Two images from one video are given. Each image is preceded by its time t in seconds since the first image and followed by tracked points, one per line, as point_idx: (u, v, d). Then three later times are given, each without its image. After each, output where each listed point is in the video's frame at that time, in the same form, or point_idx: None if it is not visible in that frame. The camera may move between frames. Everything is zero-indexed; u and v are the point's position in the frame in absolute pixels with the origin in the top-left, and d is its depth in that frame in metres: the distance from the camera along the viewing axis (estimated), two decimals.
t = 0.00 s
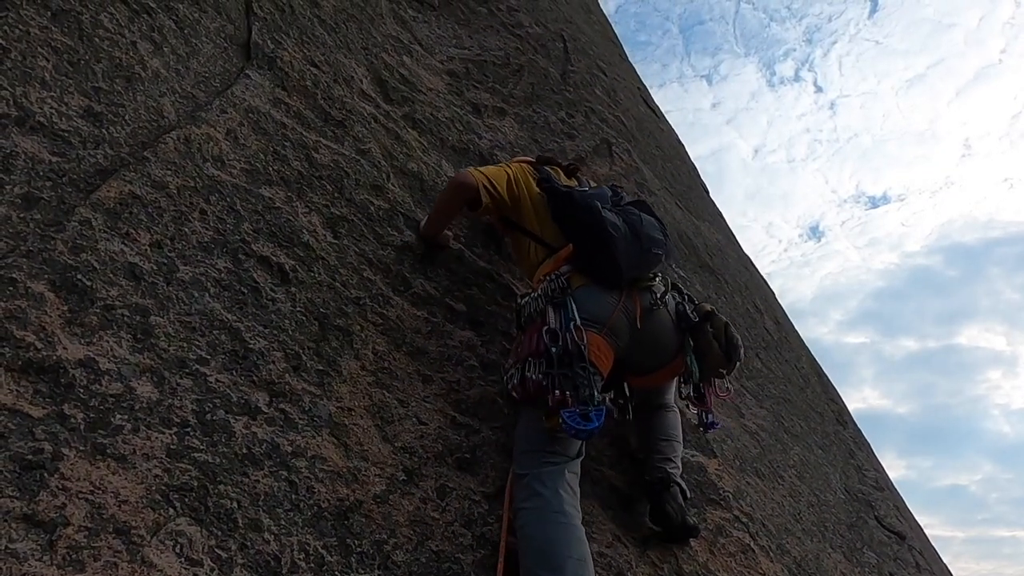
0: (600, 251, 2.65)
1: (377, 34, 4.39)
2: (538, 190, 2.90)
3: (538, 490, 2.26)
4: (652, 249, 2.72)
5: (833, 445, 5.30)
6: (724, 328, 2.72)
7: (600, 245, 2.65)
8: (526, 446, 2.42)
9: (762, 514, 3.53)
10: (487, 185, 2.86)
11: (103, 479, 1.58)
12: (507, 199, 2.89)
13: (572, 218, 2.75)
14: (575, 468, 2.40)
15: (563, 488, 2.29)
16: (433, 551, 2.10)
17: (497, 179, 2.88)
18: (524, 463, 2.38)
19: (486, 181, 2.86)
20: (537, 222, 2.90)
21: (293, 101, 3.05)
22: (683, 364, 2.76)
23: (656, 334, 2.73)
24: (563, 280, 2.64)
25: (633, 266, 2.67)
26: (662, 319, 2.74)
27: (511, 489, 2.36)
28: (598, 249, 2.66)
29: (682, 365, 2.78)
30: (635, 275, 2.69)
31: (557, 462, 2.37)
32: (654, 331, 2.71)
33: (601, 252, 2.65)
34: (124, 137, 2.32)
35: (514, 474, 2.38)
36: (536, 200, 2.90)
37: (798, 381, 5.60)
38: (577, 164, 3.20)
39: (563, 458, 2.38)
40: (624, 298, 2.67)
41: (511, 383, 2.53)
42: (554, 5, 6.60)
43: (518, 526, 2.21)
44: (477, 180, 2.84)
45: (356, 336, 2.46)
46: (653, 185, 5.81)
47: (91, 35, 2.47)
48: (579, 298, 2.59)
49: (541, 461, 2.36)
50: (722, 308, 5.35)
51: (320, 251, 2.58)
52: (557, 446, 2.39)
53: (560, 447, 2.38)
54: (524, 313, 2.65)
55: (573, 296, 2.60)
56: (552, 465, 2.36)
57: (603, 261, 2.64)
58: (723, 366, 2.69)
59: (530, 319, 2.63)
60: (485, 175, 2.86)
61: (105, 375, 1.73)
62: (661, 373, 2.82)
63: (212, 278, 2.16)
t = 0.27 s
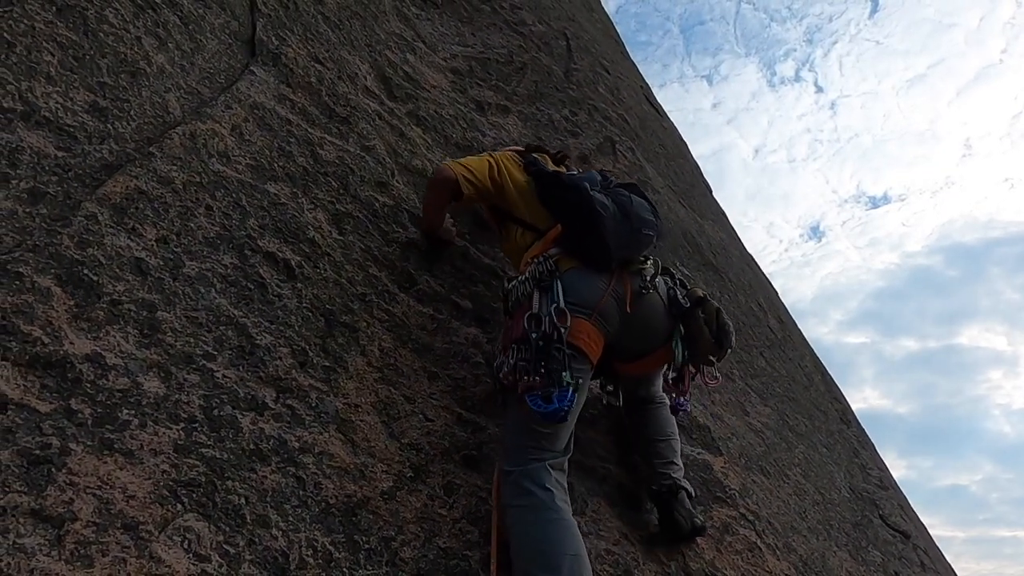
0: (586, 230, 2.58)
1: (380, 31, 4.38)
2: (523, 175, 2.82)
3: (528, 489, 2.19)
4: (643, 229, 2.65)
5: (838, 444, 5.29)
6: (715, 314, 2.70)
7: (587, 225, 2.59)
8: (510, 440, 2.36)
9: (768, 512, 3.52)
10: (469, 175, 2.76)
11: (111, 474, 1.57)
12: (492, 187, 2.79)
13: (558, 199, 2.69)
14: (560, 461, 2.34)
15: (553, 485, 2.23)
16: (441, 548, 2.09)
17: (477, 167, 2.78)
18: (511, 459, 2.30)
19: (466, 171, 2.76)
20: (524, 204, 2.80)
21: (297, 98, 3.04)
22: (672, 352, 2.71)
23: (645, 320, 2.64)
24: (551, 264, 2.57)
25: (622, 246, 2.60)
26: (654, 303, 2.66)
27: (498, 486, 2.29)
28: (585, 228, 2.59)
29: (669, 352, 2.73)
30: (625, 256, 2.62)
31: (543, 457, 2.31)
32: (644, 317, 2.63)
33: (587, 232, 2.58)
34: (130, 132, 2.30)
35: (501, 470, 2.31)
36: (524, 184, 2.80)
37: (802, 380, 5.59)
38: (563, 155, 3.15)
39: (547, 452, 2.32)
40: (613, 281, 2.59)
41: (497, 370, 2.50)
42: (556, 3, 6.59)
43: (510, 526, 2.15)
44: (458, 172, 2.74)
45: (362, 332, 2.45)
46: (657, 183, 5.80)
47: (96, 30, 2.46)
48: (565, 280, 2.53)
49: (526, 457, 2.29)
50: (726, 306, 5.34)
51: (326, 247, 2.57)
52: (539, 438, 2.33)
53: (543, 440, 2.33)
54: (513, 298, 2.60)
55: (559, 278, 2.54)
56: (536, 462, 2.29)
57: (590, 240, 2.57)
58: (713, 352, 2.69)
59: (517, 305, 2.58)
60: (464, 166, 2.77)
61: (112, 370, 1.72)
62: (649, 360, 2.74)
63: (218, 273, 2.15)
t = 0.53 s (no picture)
0: (553, 216, 2.50)
1: (385, 28, 4.37)
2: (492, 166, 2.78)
3: (522, 487, 2.16)
4: (612, 202, 2.56)
5: (843, 443, 5.28)
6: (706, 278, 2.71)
7: (554, 210, 2.50)
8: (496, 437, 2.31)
9: (775, 510, 3.51)
10: (438, 176, 2.75)
11: (120, 468, 1.55)
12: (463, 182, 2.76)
13: (516, 183, 2.56)
14: (552, 454, 2.30)
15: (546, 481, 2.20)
16: (450, 544, 2.08)
17: (445, 167, 2.76)
18: (500, 456, 2.26)
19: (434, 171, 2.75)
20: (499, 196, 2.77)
21: (303, 93, 3.03)
22: (670, 322, 2.68)
23: (636, 295, 2.62)
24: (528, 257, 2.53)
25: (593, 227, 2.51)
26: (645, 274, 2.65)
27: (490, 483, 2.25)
28: (553, 214, 2.50)
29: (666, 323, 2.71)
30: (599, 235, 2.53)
31: (533, 451, 2.26)
32: (635, 293, 2.61)
33: (554, 218, 2.50)
34: (136, 126, 2.29)
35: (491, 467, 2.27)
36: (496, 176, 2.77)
37: (807, 378, 5.57)
38: (540, 138, 3.10)
39: (536, 446, 2.27)
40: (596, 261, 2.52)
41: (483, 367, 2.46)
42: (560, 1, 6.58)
43: (506, 526, 2.13)
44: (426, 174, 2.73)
45: (370, 328, 2.44)
46: (661, 181, 5.79)
47: (102, 25, 2.45)
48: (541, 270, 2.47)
49: (515, 454, 2.25)
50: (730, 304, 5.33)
51: (332, 243, 2.56)
52: (526, 433, 2.27)
53: (532, 435, 2.27)
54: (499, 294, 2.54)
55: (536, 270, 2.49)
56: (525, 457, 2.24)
57: (558, 226, 2.49)
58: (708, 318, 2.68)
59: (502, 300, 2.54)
60: (432, 167, 2.75)
61: (120, 364, 1.71)
62: (645, 333, 2.72)
63: (226, 268, 2.14)
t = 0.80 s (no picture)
0: (548, 212, 2.48)
1: (391, 26, 4.37)
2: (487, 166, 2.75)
3: (528, 484, 2.16)
4: (605, 190, 2.53)
5: (848, 442, 5.27)
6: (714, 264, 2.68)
7: (548, 206, 2.48)
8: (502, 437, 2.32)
9: (782, 508, 3.50)
10: (432, 181, 2.72)
11: (134, 463, 1.55)
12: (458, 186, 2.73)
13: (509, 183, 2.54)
14: (558, 453, 2.29)
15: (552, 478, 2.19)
16: (461, 541, 2.07)
17: (438, 171, 2.73)
18: (506, 454, 2.26)
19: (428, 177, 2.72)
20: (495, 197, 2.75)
21: (310, 91, 3.03)
22: (676, 309, 2.65)
23: (642, 285, 2.59)
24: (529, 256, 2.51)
25: (585, 216, 2.50)
26: (650, 262, 2.61)
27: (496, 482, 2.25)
28: (548, 210, 2.48)
29: (672, 311, 2.67)
30: (592, 224, 2.51)
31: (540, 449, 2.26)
32: (642, 281, 2.58)
33: (549, 213, 2.48)
34: (146, 123, 2.29)
35: (497, 465, 2.27)
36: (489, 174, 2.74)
37: (812, 377, 5.56)
38: (536, 131, 3.07)
39: (542, 445, 2.26)
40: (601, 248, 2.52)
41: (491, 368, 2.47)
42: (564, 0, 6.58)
43: (513, 523, 2.13)
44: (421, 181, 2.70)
45: (379, 325, 2.43)
46: (666, 180, 5.78)
47: (111, 21, 2.45)
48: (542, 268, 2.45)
49: (521, 452, 2.24)
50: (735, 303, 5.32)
51: (341, 240, 2.56)
52: (531, 433, 2.27)
53: (538, 434, 2.27)
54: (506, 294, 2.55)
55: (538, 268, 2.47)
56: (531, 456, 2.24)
57: (550, 219, 2.48)
58: (716, 306, 2.66)
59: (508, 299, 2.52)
60: (425, 172, 2.72)
61: (133, 359, 1.70)
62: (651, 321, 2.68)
63: (236, 264, 2.14)
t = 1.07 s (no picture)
0: (550, 207, 2.47)
1: (397, 27, 4.37)
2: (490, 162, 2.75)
3: (538, 484, 2.16)
4: (607, 185, 2.53)
5: (853, 443, 5.27)
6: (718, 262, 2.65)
7: (549, 201, 2.48)
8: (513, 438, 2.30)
9: (790, 509, 3.50)
10: (435, 175, 2.73)
11: (151, 462, 1.55)
12: (461, 181, 2.74)
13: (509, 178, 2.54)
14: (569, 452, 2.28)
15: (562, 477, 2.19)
16: (473, 540, 2.08)
17: (442, 165, 2.74)
18: (516, 455, 2.25)
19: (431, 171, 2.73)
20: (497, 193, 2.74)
21: (320, 91, 3.03)
22: (678, 305, 2.62)
23: (644, 281, 2.58)
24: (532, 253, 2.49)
25: (585, 213, 2.49)
26: (653, 257, 2.59)
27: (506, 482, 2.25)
28: (549, 205, 2.48)
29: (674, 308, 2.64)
30: (592, 221, 2.51)
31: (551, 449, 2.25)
32: (643, 279, 2.58)
33: (550, 207, 2.48)
34: (158, 123, 2.29)
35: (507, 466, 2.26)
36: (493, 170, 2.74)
37: (816, 378, 5.56)
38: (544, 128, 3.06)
39: (554, 444, 2.26)
40: (602, 246, 2.52)
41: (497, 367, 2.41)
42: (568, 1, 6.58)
43: (524, 523, 2.13)
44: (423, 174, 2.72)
45: (389, 324, 2.44)
46: (671, 180, 5.79)
47: (123, 21, 2.45)
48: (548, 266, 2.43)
49: (531, 452, 2.24)
50: (740, 304, 5.32)
51: (351, 239, 2.56)
52: (545, 432, 2.25)
53: (551, 433, 2.25)
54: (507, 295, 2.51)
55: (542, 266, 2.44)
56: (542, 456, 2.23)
57: (551, 215, 2.47)
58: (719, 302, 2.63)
59: (511, 296, 2.49)
60: (428, 166, 2.73)
61: (148, 358, 1.70)
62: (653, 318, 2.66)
63: (249, 264, 2.14)
